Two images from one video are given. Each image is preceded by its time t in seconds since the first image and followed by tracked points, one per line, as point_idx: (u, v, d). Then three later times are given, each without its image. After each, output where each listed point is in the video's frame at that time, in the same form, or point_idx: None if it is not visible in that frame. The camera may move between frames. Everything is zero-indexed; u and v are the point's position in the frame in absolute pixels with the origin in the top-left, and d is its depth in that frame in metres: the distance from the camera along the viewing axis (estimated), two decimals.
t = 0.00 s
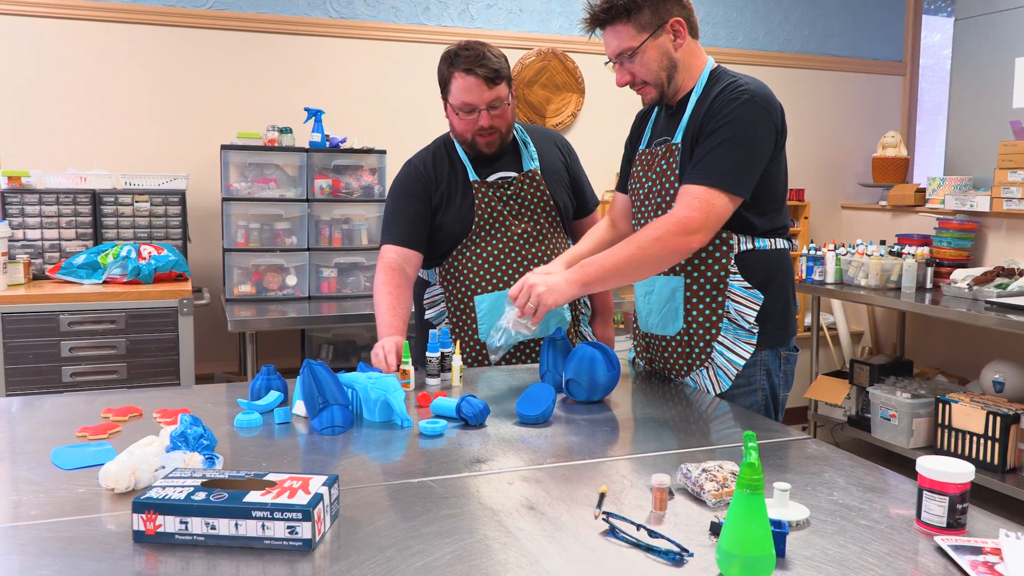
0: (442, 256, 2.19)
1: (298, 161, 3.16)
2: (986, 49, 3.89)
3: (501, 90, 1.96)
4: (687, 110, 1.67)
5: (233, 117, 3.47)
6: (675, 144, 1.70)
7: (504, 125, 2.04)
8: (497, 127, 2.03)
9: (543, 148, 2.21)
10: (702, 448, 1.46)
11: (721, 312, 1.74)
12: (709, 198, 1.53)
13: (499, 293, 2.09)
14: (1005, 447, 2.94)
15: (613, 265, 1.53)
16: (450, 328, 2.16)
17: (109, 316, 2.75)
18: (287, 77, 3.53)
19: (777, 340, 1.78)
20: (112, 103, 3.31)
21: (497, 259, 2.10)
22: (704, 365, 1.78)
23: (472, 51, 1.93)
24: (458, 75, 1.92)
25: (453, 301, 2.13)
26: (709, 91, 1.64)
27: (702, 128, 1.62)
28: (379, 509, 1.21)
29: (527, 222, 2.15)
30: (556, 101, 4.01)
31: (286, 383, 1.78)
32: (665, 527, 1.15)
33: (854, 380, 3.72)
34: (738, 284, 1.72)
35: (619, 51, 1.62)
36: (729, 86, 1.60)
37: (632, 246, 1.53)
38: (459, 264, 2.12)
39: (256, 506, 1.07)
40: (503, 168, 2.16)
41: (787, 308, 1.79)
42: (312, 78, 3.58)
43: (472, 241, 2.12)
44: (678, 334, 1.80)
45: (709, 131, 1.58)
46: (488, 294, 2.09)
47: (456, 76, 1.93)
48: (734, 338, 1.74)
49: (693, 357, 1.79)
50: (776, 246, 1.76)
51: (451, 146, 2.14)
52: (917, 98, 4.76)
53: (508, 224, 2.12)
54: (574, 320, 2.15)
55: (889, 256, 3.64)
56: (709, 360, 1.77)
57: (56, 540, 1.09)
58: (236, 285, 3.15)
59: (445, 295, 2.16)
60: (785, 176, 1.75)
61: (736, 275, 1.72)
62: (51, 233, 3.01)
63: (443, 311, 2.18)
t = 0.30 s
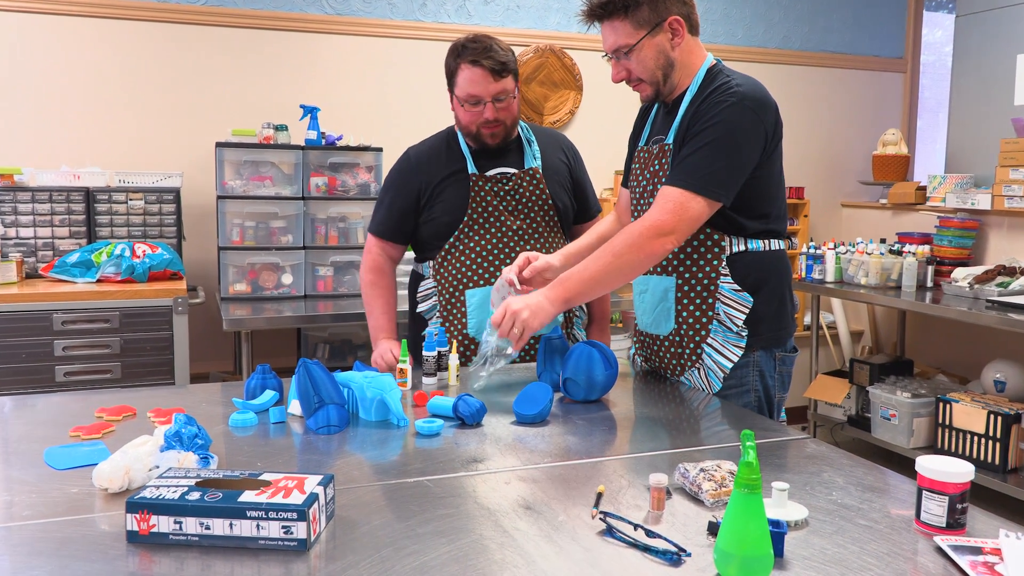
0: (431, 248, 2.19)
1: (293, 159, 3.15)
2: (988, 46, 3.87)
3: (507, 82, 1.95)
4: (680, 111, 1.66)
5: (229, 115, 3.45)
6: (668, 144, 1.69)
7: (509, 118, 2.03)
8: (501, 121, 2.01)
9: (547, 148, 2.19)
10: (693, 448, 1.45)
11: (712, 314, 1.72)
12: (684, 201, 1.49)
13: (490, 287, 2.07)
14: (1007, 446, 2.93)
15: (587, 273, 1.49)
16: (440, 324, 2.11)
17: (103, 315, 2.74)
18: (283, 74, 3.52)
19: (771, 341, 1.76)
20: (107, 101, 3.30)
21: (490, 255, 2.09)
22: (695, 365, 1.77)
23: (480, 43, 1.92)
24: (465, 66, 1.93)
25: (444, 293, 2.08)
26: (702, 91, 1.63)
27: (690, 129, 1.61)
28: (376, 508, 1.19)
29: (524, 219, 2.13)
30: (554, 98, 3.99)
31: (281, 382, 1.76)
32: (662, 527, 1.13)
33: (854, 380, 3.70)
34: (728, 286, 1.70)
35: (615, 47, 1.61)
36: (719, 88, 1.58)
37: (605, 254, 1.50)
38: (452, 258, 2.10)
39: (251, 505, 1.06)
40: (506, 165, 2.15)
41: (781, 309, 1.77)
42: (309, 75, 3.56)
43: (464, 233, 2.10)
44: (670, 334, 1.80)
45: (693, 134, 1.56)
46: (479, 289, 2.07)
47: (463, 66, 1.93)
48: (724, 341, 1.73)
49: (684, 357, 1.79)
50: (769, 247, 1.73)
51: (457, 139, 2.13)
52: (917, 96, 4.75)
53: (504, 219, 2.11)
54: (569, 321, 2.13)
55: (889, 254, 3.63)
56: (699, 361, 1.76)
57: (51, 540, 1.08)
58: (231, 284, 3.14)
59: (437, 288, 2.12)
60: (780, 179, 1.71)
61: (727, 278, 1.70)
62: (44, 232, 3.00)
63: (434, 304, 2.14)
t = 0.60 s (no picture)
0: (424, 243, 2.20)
1: (292, 159, 3.15)
2: (988, 49, 3.87)
3: (513, 83, 1.96)
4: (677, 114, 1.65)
5: (228, 114, 3.45)
6: (665, 146, 1.69)
7: (511, 121, 2.03)
8: (502, 122, 2.01)
9: (549, 154, 2.16)
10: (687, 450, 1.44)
11: (707, 317, 1.72)
12: (706, 212, 1.48)
13: (474, 285, 2.08)
14: (1006, 450, 2.93)
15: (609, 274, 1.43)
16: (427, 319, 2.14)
17: (101, 314, 2.73)
18: (283, 73, 3.51)
19: (767, 345, 1.75)
20: (107, 100, 3.29)
21: (476, 253, 2.09)
22: (692, 368, 1.76)
23: (494, 43, 1.95)
24: (473, 63, 1.95)
25: (431, 288, 2.11)
26: (699, 93, 1.62)
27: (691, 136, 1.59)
28: (374, 509, 1.19)
29: (517, 221, 2.12)
30: (554, 99, 4.00)
31: (280, 383, 1.76)
32: (661, 529, 1.13)
33: (853, 382, 3.70)
34: (723, 289, 1.70)
35: (610, 47, 1.61)
36: (718, 92, 1.57)
37: (630, 259, 1.44)
38: (441, 254, 2.12)
39: (248, 506, 1.05)
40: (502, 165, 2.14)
41: (778, 312, 1.77)
42: (308, 75, 3.56)
43: (453, 230, 2.11)
44: (666, 337, 1.80)
45: (699, 142, 1.55)
46: (461, 286, 2.08)
47: (471, 63, 1.95)
48: (720, 345, 1.72)
49: (681, 360, 1.78)
50: (766, 250, 1.73)
51: (461, 138, 2.14)
52: (917, 98, 4.76)
53: (492, 219, 2.11)
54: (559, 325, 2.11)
55: (888, 257, 3.62)
56: (696, 365, 1.75)
57: (47, 541, 1.07)
58: (230, 284, 3.14)
59: (426, 284, 2.14)
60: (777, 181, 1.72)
61: (722, 281, 1.70)
62: (42, 230, 2.99)
63: (423, 299, 2.17)
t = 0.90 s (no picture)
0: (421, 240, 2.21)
1: (292, 160, 3.15)
2: (987, 52, 3.87)
3: (513, 84, 1.96)
4: (683, 114, 1.65)
5: (228, 115, 3.45)
6: (670, 145, 1.68)
7: (512, 121, 2.03)
8: (503, 122, 2.01)
9: (546, 153, 2.15)
10: (696, 452, 1.45)
11: (715, 318, 1.73)
12: (734, 213, 1.50)
13: (462, 283, 2.08)
14: (1004, 453, 2.93)
15: (634, 261, 1.49)
16: (420, 317, 2.15)
17: (100, 315, 2.73)
18: (282, 75, 3.52)
19: (772, 346, 1.75)
20: (106, 100, 3.30)
21: (467, 250, 2.10)
22: (698, 370, 1.76)
23: (494, 43, 1.96)
24: (473, 62, 1.95)
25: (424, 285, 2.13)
26: (706, 92, 1.62)
27: (702, 138, 1.59)
28: (373, 510, 1.19)
29: (511, 221, 2.12)
30: (554, 101, 4.00)
31: (279, 384, 1.76)
32: (658, 531, 1.13)
33: (852, 386, 3.70)
34: (733, 290, 1.71)
35: (614, 44, 1.61)
36: (726, 91, 1.56)
37: (658, 252, 1.49)
38: (434, 250, 2.13)
39: (247, 507, 1.05)
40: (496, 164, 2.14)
41: (783, 312, 1.77)
42: (308, 76, 3.56)
43: (445, 227, 2.12)
44: (671, 339, 1.78)
45: (712, 144, 1.54)
46: (450, 284, 2.08)
47: (472, 63, 1.95)
48: (728, 345, 1.71)
49: (687, 362, 1.78)
50: (772, 250, 1.73)
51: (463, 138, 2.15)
52: (916, 101, 4.76)
53: (484, 218, 2.11)
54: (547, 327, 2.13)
55: (887, 259, 3.63)
56: (703, 366, 1.75)
57: (45, 541, 1.07)
58: (229, 285, 3.14)
59: (421, 281, 2.16)
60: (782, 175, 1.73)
61: (731, 282, 1.71)
62: (41, 231, 2.99)
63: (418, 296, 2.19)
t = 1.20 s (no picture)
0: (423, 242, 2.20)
1: (293, 161, 3.15)
2: (987, 56, 3.87)
3: (515, 88, 1.96)
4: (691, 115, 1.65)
5: (229, 116, 3.45)
6: (678, 145, 1.68)
7: (513, 123, 2.03)
8: (503, 125, 2.01)
9: (550, 156, 2.17)
10: (699, 454, 1.45)
11: (720, 318, 1.73)
12: (742, 210, 1.49)
13: (468, 284, 2.07)
14: (1004, 457, 2.93)
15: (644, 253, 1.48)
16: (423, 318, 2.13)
17: (101, 315, 2.74)
18: (284, 75, 3.52)
19: (776, 347, 1.76)
20: (107, 100, 3.30)
21: (472, 251, 2.09)
22: (702, 370, 1.76)
23: (498, 46, 1.95)
24: (477, 64, 1.95)
25: (428, 285, 2.11)
26: (713, 93, 1.62)
27: (711, 137, 1.58)
28: (372, 511, 1.19)
29: (518, 222, 2.12)
30: (554, 103, 4.00)
31: (279, 384, 1.77)
32: (657, 534, 1.13)
33: (852, 388, 3.70)
34: (737, 289, 1.71)
35: (620, 44, 1.62)
36: (735, 91, 1.57)
37: (669, 244, 1.47)
38: (438, 251, 2.12)
39: (246, 507, 1.06)
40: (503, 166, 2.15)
41: (787, 314, 1.77)
42: (309, 77, 3.57)
43: (450, 228, 2.11)
44: (676, 338, 1.78)
45: (722, 142, 1.54)
46: (456, 285, 2.07)
47: (476, 64, 1.95)
48: (733, 344, 1.72)
49: (691, 362, 1.77)
50: (776, 251, 1.74)
51: (466, 139, 2.15)
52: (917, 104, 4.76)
53: (491, 219, 2.11)
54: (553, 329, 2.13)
55: (887, 262, 3.63)
56: (707, 365, 1.75)
57: (45, 541, 1.08)
58: (230, 285, 3.15)
59: (423, 282, 2.14)
60: (787, 180, 1.73)
61: (736, 281, 1.71)
62: (43, 231, 3.00)
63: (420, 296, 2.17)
